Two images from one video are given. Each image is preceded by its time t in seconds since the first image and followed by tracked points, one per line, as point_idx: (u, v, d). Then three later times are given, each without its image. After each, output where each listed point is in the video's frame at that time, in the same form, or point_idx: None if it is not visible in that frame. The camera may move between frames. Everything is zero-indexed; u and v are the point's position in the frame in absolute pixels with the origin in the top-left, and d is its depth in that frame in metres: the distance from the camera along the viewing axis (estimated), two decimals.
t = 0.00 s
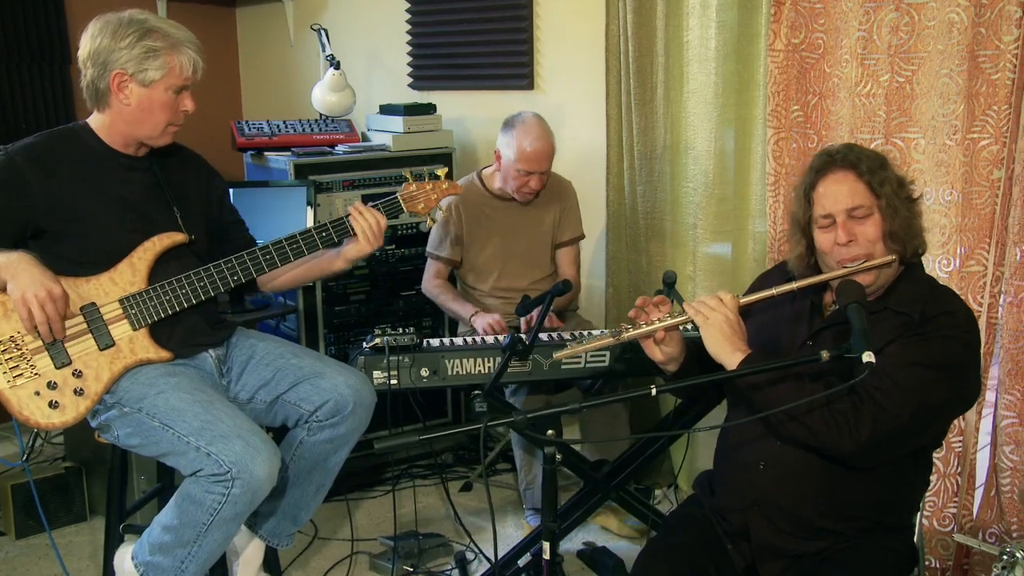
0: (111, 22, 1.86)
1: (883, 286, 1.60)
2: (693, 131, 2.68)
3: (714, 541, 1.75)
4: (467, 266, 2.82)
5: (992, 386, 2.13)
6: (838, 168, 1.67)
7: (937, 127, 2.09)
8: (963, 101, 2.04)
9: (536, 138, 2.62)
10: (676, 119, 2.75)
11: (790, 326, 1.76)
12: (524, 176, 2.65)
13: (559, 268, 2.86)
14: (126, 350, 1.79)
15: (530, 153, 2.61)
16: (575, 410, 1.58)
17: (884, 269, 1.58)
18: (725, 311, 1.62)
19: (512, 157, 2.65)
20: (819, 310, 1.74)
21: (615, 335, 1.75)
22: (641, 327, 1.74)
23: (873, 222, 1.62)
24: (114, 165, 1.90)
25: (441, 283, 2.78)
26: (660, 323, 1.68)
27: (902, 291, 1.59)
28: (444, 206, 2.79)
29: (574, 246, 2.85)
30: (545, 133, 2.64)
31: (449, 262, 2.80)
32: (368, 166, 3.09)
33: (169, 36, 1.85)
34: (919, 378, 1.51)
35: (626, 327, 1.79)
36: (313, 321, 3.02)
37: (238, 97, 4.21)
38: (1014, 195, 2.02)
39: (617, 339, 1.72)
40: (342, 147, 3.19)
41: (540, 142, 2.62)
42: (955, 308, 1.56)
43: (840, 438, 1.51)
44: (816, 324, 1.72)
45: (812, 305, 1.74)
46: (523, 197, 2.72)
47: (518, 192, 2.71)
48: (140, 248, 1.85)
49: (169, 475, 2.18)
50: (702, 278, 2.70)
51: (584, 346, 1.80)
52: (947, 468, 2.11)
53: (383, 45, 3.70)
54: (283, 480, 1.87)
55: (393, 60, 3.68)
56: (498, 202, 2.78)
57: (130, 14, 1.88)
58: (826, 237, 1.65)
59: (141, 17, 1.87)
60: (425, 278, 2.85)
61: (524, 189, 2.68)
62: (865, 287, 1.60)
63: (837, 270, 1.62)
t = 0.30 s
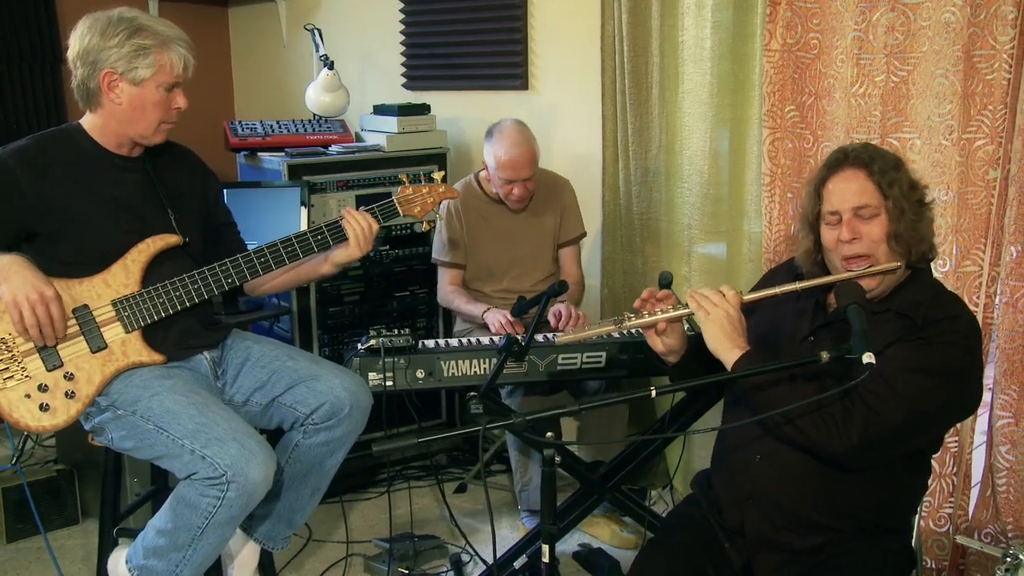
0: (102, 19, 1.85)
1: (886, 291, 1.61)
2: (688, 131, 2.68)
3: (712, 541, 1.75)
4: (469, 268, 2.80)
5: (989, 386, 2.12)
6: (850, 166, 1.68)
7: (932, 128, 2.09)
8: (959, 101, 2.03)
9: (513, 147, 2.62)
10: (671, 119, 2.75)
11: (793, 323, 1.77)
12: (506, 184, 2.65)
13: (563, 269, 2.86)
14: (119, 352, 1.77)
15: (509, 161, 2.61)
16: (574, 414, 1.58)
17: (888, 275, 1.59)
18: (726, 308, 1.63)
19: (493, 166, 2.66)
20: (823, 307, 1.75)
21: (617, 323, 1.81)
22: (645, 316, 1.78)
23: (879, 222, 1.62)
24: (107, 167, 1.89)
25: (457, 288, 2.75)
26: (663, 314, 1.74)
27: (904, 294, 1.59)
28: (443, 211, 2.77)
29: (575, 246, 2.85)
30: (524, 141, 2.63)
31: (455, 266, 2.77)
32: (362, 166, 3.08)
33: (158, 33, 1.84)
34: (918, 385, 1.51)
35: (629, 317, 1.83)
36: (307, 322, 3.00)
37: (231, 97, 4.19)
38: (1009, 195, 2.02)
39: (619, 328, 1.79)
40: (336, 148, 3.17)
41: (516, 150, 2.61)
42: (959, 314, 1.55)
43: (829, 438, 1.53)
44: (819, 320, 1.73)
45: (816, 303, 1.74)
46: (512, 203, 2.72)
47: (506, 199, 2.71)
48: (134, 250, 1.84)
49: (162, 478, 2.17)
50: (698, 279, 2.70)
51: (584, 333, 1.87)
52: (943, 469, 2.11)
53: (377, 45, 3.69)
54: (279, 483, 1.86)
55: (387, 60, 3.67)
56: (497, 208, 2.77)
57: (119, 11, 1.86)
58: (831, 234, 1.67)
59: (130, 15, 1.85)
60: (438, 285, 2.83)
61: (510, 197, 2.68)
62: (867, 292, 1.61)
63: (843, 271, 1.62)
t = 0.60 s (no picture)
0: (101, 25, 1.82)
1: (880, 285, 1.64)
2: (677, 131, 2.68)
3: (704, 541, 1.75)
4: (469, 256, 2.79)
5: (978, 386, 2.13)
6: (848, 164, 1.70)
7: (922, 128, 2.10)
8: (948, 101, 2.04)
9: (527, 131, 2.62)
10: (660, 119, 2.75)
11: (787, 317, 1.79)
12: (517, 167, 2.64)
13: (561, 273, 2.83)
14: (106, 355, 1.75)
15: (523, 146, 2.60)
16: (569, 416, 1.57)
17: (883, 268, 1.62)
18: (722, 301, 1.67)
19: (505, 150, 2.64)
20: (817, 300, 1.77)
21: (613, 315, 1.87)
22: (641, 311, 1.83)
23: (877, 220, 1.65)
24: (94, 167, 1.87)
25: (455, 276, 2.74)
26: (658, 307, 1.82)
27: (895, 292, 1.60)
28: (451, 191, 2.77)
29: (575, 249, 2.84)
30: (538, 127, 2.63)
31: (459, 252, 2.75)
32: (350, 167, 3.06)
33: (158, 46, 1.82)
34: (911, 381, 1.52)
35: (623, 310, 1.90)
36: (295, 324, 2.98)
37: (216, 98, 4.16)
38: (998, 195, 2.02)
39: (615, 320, 1.86)
40: (323, 148, 3.16)
41: (529, 134, 2.61)
42: (952, 308, 1.58)
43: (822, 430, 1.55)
44: (814, 314, 1.74)
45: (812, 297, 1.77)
46: (523, 192, 2.70)
47: (516, 186, 2.68)
48: (121, 251, 1.82)
49: (150, 485, 2.16)
50: (686, 278, 2.70)
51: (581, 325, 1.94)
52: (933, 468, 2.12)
53: (364, 44, 3.67)
54: (269, 485, 1.84)
55: (374, 60, 3.66)
56: (503, 195, 2.77)
57: (123, 18, 1.84)
58: (830, 231, 1.69)
59: (133, 23, 1.83)
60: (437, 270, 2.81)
61: (520, 183, 2.66)
62: (861, 285, 1.64)
63: (838, 265, 1.65)
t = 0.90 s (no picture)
0: (80, 20, 1.80)
1: (871, 284, 1.64)
2: (668, 131, 2.68)
3: (700, 542, 1.76)
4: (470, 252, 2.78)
5: (969, 385, 2.14)
6: (836, 165, 1.71)
7: (913, 128, 2.10)
8: (938, 102, 2.04)
9: (532, 118, 2.63)
10: (651, 119, 2.75)
11: (778, 320, 1.79)
12: (522, 156, 2.64)
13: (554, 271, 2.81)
14: (96, 357, 1.73)
15: (527, 133, 2.61)
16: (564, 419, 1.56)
17: (874, 267, 1.62)
18: (715, 303, 1.66)
19: (511, 139, 2.65)
20: (808, 302, 1.78)
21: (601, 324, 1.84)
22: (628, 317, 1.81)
23: (868, 220, 1.66)
24: (83, 168, 1.85)
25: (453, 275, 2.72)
26: (647, 315, 1.81)
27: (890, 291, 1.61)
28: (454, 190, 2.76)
29: (572, 245, 2.81)
30: (542, 115, 2.64)
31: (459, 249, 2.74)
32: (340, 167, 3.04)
33: (138, 37, 1.80)
34: (907, 381, 1.53)
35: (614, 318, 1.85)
36: (285, 325, 2.96)
37: (204, 98, 4.14)
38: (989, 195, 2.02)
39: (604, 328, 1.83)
40: (312, 149, 3.13)
41: (534, 120, 2.62)
42: (943, 304, 1.60)
43: (831, 427, 1.54)
44: (805, 317, 1.75)
45: (801, 299, 1.78)
46: (523, 183, 2.69)
47: (518, 176, 2.67)
48: (111, 252, 1.80)
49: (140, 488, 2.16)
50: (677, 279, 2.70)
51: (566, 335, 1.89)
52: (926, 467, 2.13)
53: (353, 44, 3.66)
54: (261, 488, 1.83)
55: (363, 60, 3.64)
56: (506, 195, 2.77)
57: (99, 13, 1.82)
58: (822, 231, 1.70)
59: (110, 17, 1.81)
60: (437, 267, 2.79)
61: (522, 172, 2.65)
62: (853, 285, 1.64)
63: (830, 265, 1.66)
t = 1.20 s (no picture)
0: (80, 19, 1.79)
1: (873, 284, 1.64)
2: (667, 132, 2.68)
3: (703, 545, 1.75)
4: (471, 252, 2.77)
5: (969, 386, 2.14)
6: (841, 165, 1.71)
7: (912, 128, 2.10)
8: (938, 102, 2.03)
9: (541, 120, 2.62)
10: (649, 119, 2.74)
11: (778, 322, 1.79)
12: (528, 158, 2.63)
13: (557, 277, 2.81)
14: (94, 360, 1.72)
15: (536, 136, 2.60)
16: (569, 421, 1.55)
17: (877, 268, 1.62)
18: (715, 301, 1.66)
19: (517, 141, 2.64)
20: (807, 305, 1.77)
21: (599, 319, 1.85)
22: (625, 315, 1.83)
23: (871, 221, 1.66)
24: (81, 169, 1.83)
25: (453, 275, 2.71)
26: (646, 311, 1.81)
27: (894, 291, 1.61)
28: (457, 191, 2.75)
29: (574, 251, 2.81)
30: (552, 119, 2.63)
31: (461, 248, 2.73)
32: (336, 168, 3.02)
33: (138, 38, 1.78)
34: (911, 381, 1.53)
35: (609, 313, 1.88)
36: (281, 327, 2.94)
37: (198, 98, 4.12)
38: (989, 196, 2.01)
39: (601, 323, 1.84)
40: (309, 150, 3.11)
41: (544, 123, 2.61)
42: (945, 303, 1.60)
43: (837, 428, 1.53)
44: (806, 320, 1.74)
45: (801, 302, 1.77)
46: (527, 185, 2.68)
47: (524, 180, 2.67)
48: (109, 254, 1.78)
49: (138, 490, 2.19)
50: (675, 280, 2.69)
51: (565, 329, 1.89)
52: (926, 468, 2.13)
53: (349, 44, 3.64)
54: (260, 491, 1.82)
55: (359, 60, 3.63)
56: (510, 197, 2.77)
57: (99, 12, 1.81)
58: (824, 232, 1.70)
59: (111, 17, 1.80)
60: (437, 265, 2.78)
61: (528, 174, 2.64)
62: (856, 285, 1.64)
63: (833, 265, 1.66)
